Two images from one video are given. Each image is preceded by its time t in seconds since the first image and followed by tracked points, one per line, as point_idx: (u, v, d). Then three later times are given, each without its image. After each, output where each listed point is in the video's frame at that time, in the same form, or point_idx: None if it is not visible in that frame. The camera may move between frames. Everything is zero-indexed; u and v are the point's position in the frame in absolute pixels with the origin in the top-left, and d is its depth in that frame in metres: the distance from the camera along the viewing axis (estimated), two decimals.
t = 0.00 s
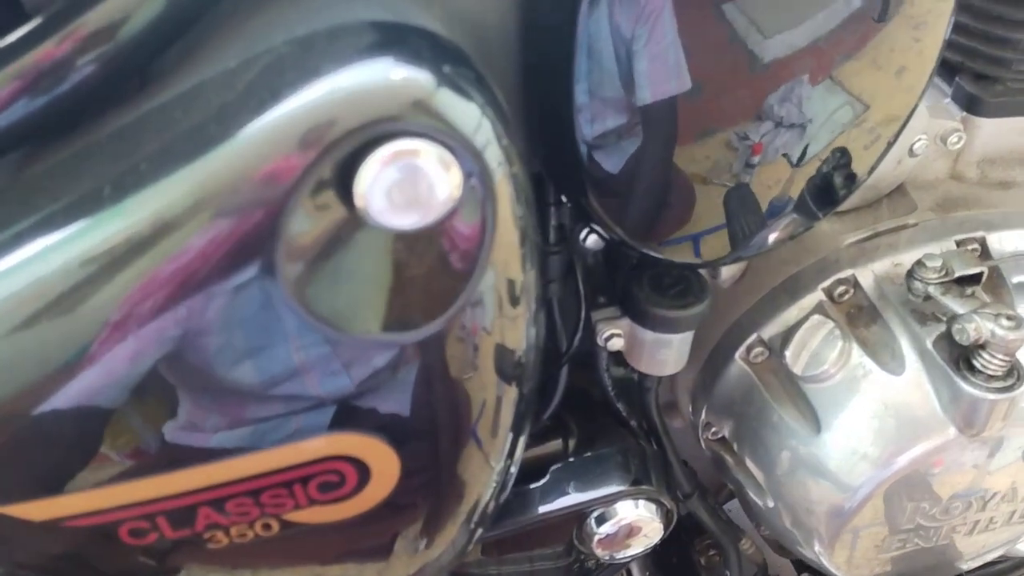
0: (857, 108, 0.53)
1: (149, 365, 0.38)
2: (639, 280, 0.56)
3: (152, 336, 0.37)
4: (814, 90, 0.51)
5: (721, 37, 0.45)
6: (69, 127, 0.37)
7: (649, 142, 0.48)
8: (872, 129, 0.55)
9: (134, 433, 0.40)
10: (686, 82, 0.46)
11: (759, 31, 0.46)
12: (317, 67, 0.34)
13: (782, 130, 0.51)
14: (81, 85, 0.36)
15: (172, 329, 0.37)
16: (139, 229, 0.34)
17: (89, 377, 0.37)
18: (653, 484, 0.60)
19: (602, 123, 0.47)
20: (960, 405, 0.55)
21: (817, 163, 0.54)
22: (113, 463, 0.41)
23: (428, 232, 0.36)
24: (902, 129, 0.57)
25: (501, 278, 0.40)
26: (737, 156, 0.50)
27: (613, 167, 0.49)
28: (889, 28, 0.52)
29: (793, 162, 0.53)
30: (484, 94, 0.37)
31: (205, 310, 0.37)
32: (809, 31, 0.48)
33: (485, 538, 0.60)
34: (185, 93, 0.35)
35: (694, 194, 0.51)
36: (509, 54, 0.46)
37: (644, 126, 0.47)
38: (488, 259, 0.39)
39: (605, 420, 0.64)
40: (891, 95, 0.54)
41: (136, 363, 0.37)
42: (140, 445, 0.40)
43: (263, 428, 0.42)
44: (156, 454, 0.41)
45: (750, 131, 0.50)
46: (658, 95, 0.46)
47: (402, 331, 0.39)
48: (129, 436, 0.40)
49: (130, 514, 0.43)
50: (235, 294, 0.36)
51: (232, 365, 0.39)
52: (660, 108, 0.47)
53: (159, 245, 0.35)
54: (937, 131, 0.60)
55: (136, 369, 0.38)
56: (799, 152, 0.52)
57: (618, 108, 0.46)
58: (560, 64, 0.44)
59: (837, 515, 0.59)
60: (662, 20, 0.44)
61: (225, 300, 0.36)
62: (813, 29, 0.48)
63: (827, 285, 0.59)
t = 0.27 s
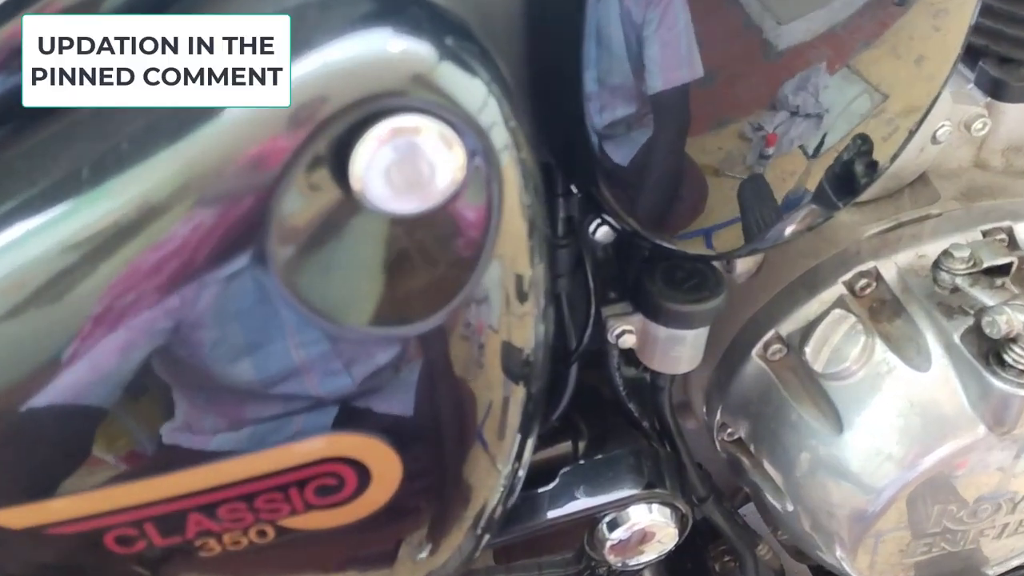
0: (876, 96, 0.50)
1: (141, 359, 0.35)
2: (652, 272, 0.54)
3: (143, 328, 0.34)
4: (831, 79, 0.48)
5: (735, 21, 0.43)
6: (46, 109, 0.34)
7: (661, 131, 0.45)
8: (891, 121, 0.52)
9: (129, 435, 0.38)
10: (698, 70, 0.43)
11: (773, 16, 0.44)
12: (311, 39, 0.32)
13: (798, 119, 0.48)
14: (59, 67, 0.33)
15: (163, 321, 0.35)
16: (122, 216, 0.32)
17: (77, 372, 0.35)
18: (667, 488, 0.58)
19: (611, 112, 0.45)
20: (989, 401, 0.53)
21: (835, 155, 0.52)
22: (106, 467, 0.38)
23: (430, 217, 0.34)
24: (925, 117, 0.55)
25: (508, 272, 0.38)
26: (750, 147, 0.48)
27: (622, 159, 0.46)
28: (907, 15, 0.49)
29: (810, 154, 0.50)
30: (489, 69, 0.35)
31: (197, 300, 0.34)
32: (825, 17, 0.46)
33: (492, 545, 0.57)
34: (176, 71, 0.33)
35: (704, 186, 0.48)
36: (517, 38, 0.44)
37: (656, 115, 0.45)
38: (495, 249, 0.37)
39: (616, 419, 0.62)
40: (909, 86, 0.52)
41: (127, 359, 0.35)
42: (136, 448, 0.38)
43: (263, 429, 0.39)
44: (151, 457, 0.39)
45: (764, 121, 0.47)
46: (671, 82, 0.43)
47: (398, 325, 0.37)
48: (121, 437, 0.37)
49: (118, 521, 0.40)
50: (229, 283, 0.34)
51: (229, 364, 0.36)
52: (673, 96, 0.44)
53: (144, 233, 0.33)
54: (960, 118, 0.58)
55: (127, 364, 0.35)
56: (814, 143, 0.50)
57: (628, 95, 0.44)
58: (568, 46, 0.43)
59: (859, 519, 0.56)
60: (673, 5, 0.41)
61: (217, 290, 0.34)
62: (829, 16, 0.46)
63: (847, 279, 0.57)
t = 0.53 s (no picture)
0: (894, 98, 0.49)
1: (143, 370, 0.34)
2: (663, 279, 0.52)
3: (146, 337, 0.33)
4: (846, 80, 0.47)
5: (750, 24, 0.41)
6: (46, 109, 0.33)
7: (671, 134, 0.43)
8: (908, 124, 0.51)
9: (133, 450, 0.36)
10: (710, 71, 0.42)
11: (788, 18, 0.42)
12: (309, 37, 0.31)
13: (812, 121, 0.47)
14: (57, 69, 0.32)
15: (165, 330, 0.33)
16: (114, 225, 0.31)
17: (77, 386, 0.33)
18: (681, 500, 0.56)
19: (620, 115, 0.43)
20: (1014, 408, 0.53)
21: (851, 158, 0.50)
22: (111, 483, 0.36)
23: (434, 223, 0.33)
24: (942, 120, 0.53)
25: (517, 279, 0.36)
26: (764, 149, 0.46)
27: (632, 163, 0.45)
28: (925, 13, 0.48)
29: (824, 156, 0.49)
30: (495, 69, 0.34)
31: (200, 310, 0.33)
32: (841, 17, 0.44)
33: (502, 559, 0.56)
34: (177, 70, 0.32)
35: (716, 190, 0.47)
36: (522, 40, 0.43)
37: (666, 118, 0.43)
38: (502, 255, 0.35)
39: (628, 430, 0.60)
40: (926, 86, 0.50)
41: (128, 372, 0.34)
42: (140, 462, 0.36)
43: (269, 444, 0.38)
44: (155, 474, 0.37)
45: (778, 123, 0.46)
46: (682, 84, 0.42)
47: (401, 336, 0.35)
48: (123, 454, 0.36)
49: (117, 542, 0.38)
50: (232, 291, 0.32)
51: (233, 374, 0.35)
52: (683, 99, 0.43)
53: (136, 243, 0.31)
54: (980, 118, 0.57)
55: (128, 377, 0.34)
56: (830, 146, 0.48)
57: (637, 99, 0.42)
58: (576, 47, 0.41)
59: (880, 531, 0.55)
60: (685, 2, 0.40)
61: (220, 298, 0.33)
62: (844, 16, 0.44)
63: (866, 284, 0.55)
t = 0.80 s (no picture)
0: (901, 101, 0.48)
1: (146, 382, 0.33)
2: (669, 287, 0.52)
3: (148, 349, 0.32)
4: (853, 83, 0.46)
5: (752, 27, 0.41)
6: (47, 109, 0.32)
7: (675, 140, 0.43)
8: (916, 127, 0.50)
9: (136, 466, 0.35)
10: (714, 77, 0.41)
11: (792, 21, 0.42)
12: (303, 45, 0.30)
13: (819, 125, 0.46)
14: (58, 69, 0.32)
15: (169, 340, 0.32)
16: (109, 237, 0.31)
17: (77, 399, 0.33)
18: (690, 511, 0.56)
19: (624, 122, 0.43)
20: None
21: (859, 162, 0.50)
22: (115, 499, 0.36)
23: (434, 232, 0.32)
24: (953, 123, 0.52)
25: (518, 287, 0.36)
26: (771, 155, 0.46)
27: (637, 168, 0.44)
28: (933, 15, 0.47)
29: (832, 160, 0.48)
30: (494, 74, 0.33)
31: (203, 321, 0.32)
32: (847, 19, 0.44)
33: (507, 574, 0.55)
34: (177, 70, 0.31)
35: (722, 197, 0.46)
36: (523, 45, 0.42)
37: (670, 123, 0.42)
38: (504, 264, 0.35)
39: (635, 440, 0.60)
40: (935, 90, 0.50)
41: (130, 385, 0.33)
42: (144, 477, 0.36)
43: (273, 457, 0.37)
44: (160, 489, 0.36)
45: (784, 127, 0.45)
46: (687, 90, 0.41)
47: (402, 348, 0.35)
48: (127, 470, 0.35)
49: (118, 558, 0.38)
50: (236, 301, 0.32)
51: (237, 387, 0.34)
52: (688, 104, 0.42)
53: (131, 255, 0.31)
54: (989, 120, 0.56)
55: (129, 391, 0.33)
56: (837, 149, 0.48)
57: (642, 105, 0.42)
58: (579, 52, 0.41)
59: (893, 541, 0.54)
60: (690, 7, 0.39)
61: (223, 309, 0.32)
62: (850, 18, 0.44)
63: (876, 290, 0.54)
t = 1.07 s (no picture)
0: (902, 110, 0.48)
1: (143, 400, 0.32)
2: (670, 298, 0.51)
3: (144, 364, 0.32)
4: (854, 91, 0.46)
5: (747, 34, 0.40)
6: (45, 109, 0.32)
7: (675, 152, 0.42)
8: (918, 134, 0.50)
9: (135, 484, 0.34)
10: (714, 86, 0.41)
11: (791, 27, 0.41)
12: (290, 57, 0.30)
13: (819, 134, 0.46)
14: (58, 69, 0.31)
15: (165, 356, 0.32)
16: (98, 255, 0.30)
17: (74, 416, 0.32)
18: (693, 526, 0.55)
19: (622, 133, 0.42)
20: None
21: (860, 169, 0.49)
22: (113, 519, 0.35)
23: (428, 247, 0.31)
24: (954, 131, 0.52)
25: (515, 301, 0.35)
26: (771, 164, 0.45)
27: (636, 179, 0.43)
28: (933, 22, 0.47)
29: (832, 169, 0.48)
30: (487, 87, 0.32)
31: (201, 337, 0.31)
32: (846, 27, 0.43)
33: None
34: (177, 70, 0.31)
35: (722, 208, 0.46)
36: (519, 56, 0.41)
37: (670, 134, 0.42)
38: (501, 276, 0.34)
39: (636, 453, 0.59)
40: (936, 98, 0.49)
41: (127, 401, 0.32)
42: (140, 498, 0.35)
43: (273, 474, 0.36)
44: (158, 508, 0.35)
45: (784, 136, 0.45)
46: (685, 100, 0.41)
47: (397, 365, 0.34)
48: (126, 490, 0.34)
49: None
50: (234, 317, 0.31)
51: (235, 403, 0.33)
52: (685, 114, 0.41)
53: (121, 273, 0.30)
54: (992, 127, 0.56)
55: (126, 407, 0.32)
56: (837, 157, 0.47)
57: (641, 115, 0.41)
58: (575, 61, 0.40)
59: (900, 554, 0.53)
60: (689, 15, 0.39)
61: (219, 324, 0.31)
62: (850, 25, 0.43)
63: (879, 300, 0.54)
